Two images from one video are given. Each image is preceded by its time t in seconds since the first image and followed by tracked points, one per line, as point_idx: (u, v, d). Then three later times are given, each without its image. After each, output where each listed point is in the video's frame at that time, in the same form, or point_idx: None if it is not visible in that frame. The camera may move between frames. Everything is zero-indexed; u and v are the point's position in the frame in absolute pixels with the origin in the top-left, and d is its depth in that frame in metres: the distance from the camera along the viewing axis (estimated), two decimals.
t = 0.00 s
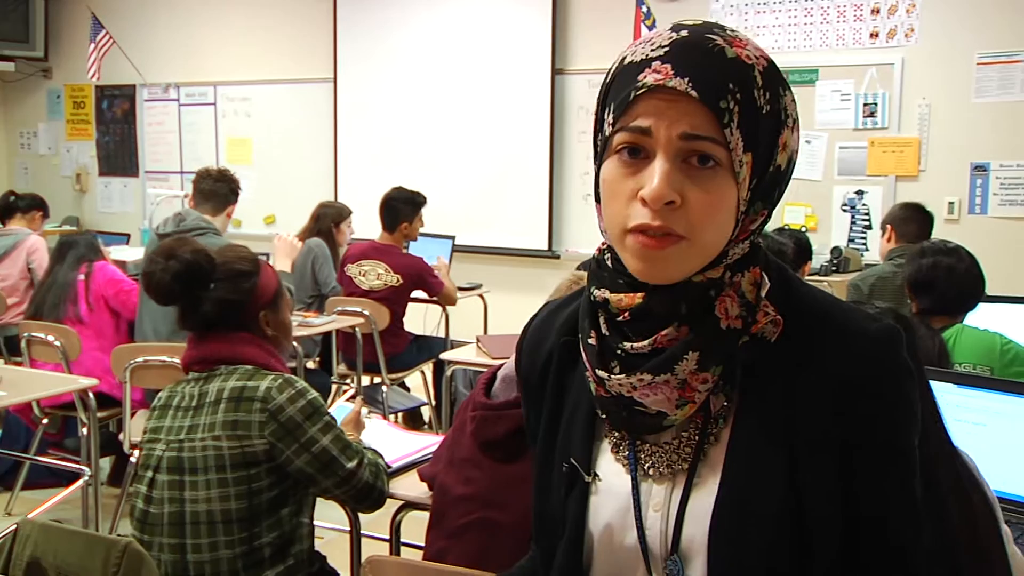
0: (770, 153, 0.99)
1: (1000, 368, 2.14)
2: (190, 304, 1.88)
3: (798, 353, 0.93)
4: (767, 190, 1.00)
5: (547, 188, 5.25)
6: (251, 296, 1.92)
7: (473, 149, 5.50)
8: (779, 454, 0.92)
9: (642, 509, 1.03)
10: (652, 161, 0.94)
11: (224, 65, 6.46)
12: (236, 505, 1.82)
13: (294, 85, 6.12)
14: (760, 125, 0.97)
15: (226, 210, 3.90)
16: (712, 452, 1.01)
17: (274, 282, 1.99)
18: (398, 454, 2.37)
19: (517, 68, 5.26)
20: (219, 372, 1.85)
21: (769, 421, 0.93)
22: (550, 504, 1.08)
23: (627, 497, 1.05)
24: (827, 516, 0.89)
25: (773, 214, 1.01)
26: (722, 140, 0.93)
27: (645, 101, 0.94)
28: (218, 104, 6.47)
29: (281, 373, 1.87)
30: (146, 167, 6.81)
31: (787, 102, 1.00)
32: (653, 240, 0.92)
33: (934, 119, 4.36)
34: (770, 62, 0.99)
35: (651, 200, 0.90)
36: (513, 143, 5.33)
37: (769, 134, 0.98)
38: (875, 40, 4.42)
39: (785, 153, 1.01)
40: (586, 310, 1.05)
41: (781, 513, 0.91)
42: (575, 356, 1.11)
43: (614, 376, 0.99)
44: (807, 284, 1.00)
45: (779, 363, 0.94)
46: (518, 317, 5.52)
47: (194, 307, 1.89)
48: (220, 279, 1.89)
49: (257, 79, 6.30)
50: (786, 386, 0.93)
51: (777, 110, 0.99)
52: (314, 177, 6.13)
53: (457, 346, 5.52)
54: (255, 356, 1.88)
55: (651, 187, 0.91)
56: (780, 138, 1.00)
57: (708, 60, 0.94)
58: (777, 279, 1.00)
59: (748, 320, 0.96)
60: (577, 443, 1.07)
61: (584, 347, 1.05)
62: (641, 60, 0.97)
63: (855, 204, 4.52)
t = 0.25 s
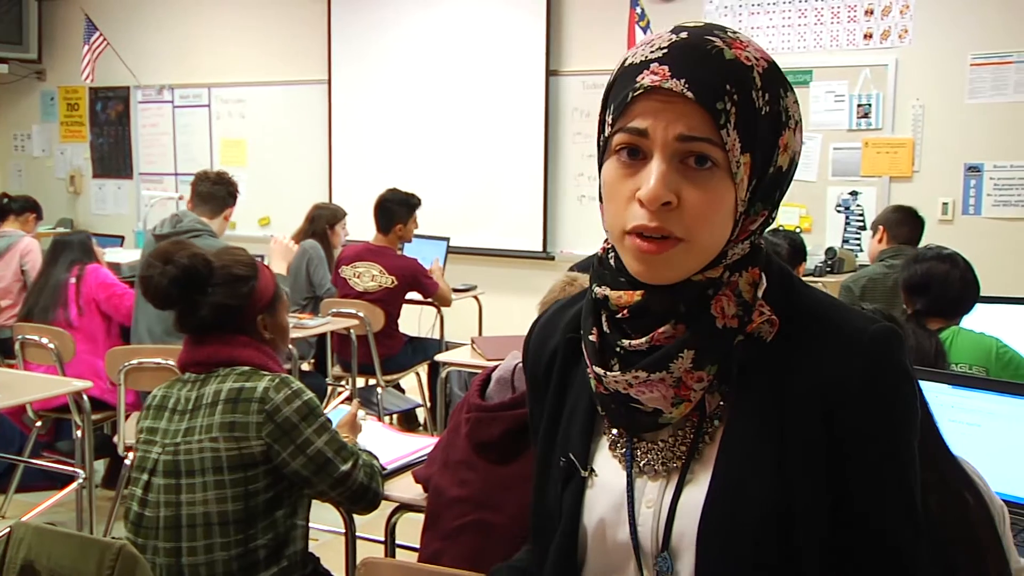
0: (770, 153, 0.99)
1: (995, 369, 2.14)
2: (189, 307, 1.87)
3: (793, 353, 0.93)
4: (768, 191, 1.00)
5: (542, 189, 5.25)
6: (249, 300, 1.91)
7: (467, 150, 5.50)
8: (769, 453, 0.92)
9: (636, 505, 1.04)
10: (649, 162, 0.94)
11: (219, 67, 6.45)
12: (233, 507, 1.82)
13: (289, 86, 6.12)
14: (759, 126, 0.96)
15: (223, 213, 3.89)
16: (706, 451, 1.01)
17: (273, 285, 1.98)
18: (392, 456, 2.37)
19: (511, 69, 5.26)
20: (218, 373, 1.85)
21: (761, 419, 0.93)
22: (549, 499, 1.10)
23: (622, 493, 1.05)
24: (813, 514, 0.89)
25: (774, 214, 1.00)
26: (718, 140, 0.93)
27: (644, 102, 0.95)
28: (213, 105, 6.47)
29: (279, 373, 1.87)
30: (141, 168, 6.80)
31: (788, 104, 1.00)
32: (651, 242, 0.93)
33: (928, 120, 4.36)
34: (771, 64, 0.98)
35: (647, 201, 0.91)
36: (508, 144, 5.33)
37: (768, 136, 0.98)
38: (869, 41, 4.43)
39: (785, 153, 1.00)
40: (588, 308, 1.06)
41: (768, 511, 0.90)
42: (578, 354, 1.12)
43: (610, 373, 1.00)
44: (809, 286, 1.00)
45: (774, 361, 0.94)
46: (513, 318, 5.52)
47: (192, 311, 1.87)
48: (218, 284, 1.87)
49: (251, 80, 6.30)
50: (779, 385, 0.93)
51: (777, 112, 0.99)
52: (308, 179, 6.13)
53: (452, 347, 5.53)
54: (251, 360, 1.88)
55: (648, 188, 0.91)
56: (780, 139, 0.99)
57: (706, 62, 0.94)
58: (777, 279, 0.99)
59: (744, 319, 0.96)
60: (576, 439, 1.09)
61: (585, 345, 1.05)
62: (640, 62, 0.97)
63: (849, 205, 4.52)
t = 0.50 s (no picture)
0: (766, 156, 0.99)
1: (990, 372, 2.14)
2: (189, 309, 1.87)
3: (786, 356, 0.93)
4: (765, 194, 0.99)
5: (536, 191, 5.24)
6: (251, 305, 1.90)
7: (461, 152, 5.50)
8: (760, 454, 0.92)
9: (627, 504, 1.03)
10: (642, 163, 0.94)
11: (213, 68, 6.45)
12: (231, 509, 1.81)
13: (282, 88, 6.11)
14: (752, 129, 0.96)
15: (218, 216, 3.88)
16: (697, 452, 1.00)
17: (274, 288, 1.98)
18: (388, 458, 2.37)
19: (505, 71, 5.27)
20: (215, 375, 1.84)
21: (752, 422, 0.93)
22: (547, 497, 1.10)
23: (615, 491, 1.05)
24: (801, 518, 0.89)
25: (770, 218, 1.00)
26: (709, 140, 0.93)
27: (637, 103, 0.95)
28: (207, 107, 6.46)
29: (276, 375, 1.86)
30: (134, 170, 6.79)
31: (785, 107, 1.00)
32: (643, 242, 0.93)
33: (921, 122, 4.38)
34: (767, 68, 0.98)
35: (638, 200, 0.91)
36: (502, 146, 5.33)
37: (762, 139, 0.97)
38: (862, 43, 4.44)
39: (782, 157, 1.00)
40: (585, 309, 1.06)
41: (755, 512, 0.91)
42: (578, 354, 1.12)
43: (603, 372, 1.00)
44: (804, 288, 1.00)
45: (767, 362, 0.94)
46: (508, 320, 5.52)
47: (191, 313, 1.87)
48: (220, 288, 1.86)
49: (245, 82, 6.29)
50: (771, 386, 0.93)
51: (772, 115, 0.98)
52: (302, 180, 6.13)
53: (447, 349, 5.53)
54: (249, 363, 1.88)
55: (639, 188, 0.91)
56: (776, 143, 0.99)
57: (700, 64, 0.94)
58: (773, 280, 0.99)
59: (737, 321, 0.96)
60: (573, 438, 1.09)
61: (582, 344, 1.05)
62: (636, 64, 0.97)
63: (843, 207, 4.54)
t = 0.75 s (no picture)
0: (757, 158, 0.99)
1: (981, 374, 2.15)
2: (182, 307, 1.86)
3: (778, 358, 0.93)
4: (757, 196, 0.99)
5: (529, 193, 5.25)
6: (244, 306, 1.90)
7: (454, 154, 5.50)
8: (752, 456, 0.92)
9: (619, 504, 1.04)
10: (633, 162, 0.95)
11: (205, 70, 6.44)
12: (222, 511, 1.81)
13: (275, 90, 6.11)
14: (742, 130, 0.96)
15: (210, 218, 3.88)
16: (689, 453, 1.01)
17: (268, 290, 1.97)
18: (380, 460, 2.37)
19: (498, 73, 5.27)
20: (207, 377, 1.84)
21: (744, 423, 0.93)
22: (540, 496, 1.10)
23: (607, 491, 1.05)
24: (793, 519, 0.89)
25: (762, 220, 1.00)
26: (698, 141, 0.93)
27: (629, 104, 0.96)
28: (199, 109, 6.46)
29: (268, 377, 1.86)
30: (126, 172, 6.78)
31: (778, 110, 1.00)
32: (632, 241, 0.93)
33: (912, 125, 4.39)
34: (759, 70, 0.98)
35: (628, 200, 0.91)
36: (494, 148, 5.34)
37: (753, 140, 0.97)
38: (854, 46, 4.46)
39: (774, 159, 1.00)
40: (579, 311, 1.06)
41: (747, 514, 0.91)
42: (571, 355, 1.12)
43: (595, 372, 1.01)
44: (796, 290, 1.00)
45: (760, 364, 0.95)
46: (500, 322, 5.52)
47: (184, 313, 1.87)
48: (214, 288, 1.87)
49: (238, 84, 6.29)
50: (763, 388, 0.94)
51: (763, 117, 0.98)
52: (294, 182, 6.12)
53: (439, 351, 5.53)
54: (241, 364, 1.88)
55: (629, 187, 0.92)
56: (768, 146, 0.99)
57: (691, 66, 0.94)
58: (765, 284, 0.99)
59: (728, 323, 0.96)
60: (565, 439, 1.09)
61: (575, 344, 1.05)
62: (629, 66, 0.98)
63: (834, 209, 4.55)
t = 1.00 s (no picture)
0: (748, 154, 0.99)
1: (973, 373, 2.17)
2: (179, 305, 1.87)
3: (774, 359, 0.94)
4: (749, 192, 1.00)
5: (522, 193, 5.25)
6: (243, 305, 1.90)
7: (447, 155, 5.50)
8: (751, 457, 0.92)
9: (618, 505, 1.04)
10: (625, 154, 0.94)
11: (198, 70, 6.43)
12: (216, 511, 1.81)
13: (268, 90, 6.10)
14: (732, 125, 0.97)
15: (202, 219, 3.86)
16: (688, 453, 1.01)
17: (265, 292, 1.97)
18: (375, 459, 2.37)
19: (491, 74, 5.27)
20: (201, 378, 1.84)
21: (742, 425, 0.93)
22: (533, 498, 1.10)
23: (604, 492, 1.06)
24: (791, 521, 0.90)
25: (756, 217, 1.01)
26: (690, 133, 0.93)
27: (620, 98, 0.96)
28: (192, 109, 6.45)
29: (262, 378, 1.86)
30: (119, 172, 6.76)
31: (766, 108, 1.01)
32: (626, 232, 0.92)
33: (904, 125, 4.41)
34: (746, 69, 0.99)
35: (622, 189, 0.90)
36: (487, 148, 5.34)
37: (743, 135, 0.98)
38: (846, 47, 4.48)
39: (764, 156, 1.01)
40: (574, 311, 1.06)
41: (746, 515, 0.91)
42: (565, 355, 1.13)
43: (594, 374, 1.01)
44: (790, 291, 1.00)
45: (757, 365, 0.95)
46: (494, 322, 5.52)
47: (181, 310, 1.87)
48: (212, 287, 1.86)
49: (231, 84, 6.28)
50: (761, 390, 0.94)
51: (752, 113, 0.99)
52: (288, 182, 6.12)
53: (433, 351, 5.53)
54: (236, 365, 1.87)
55: (622, 177, 0.91)
56: (757, 142, 1.00)
57: (681, 62, 0.95)
58: (761, 285, 1.00)
59: (727, 325, 0.97)
60: (560, 440, 1.09)
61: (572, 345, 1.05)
62: (619, 64, 0.98)
63: (827, 210, 4.56)
